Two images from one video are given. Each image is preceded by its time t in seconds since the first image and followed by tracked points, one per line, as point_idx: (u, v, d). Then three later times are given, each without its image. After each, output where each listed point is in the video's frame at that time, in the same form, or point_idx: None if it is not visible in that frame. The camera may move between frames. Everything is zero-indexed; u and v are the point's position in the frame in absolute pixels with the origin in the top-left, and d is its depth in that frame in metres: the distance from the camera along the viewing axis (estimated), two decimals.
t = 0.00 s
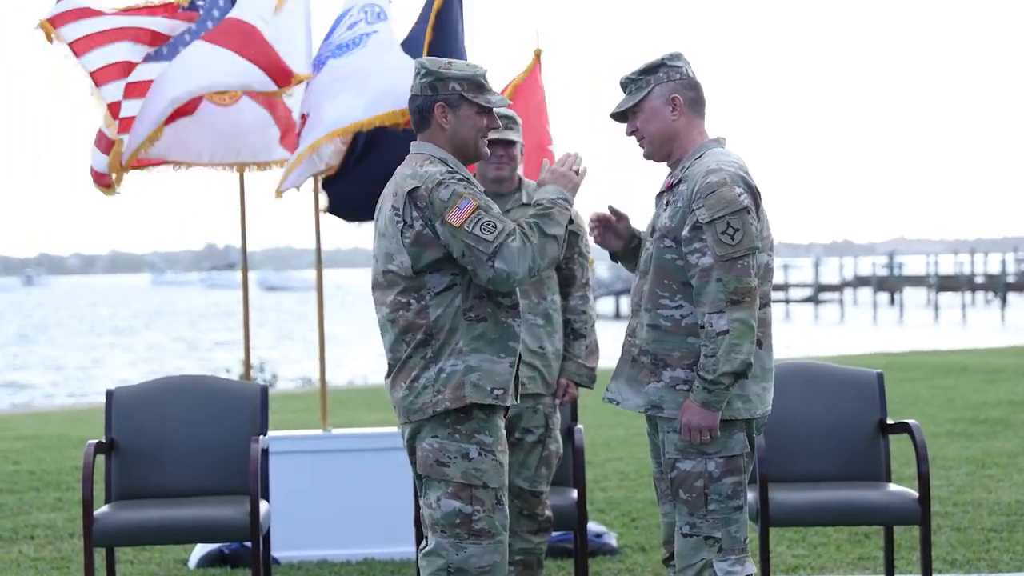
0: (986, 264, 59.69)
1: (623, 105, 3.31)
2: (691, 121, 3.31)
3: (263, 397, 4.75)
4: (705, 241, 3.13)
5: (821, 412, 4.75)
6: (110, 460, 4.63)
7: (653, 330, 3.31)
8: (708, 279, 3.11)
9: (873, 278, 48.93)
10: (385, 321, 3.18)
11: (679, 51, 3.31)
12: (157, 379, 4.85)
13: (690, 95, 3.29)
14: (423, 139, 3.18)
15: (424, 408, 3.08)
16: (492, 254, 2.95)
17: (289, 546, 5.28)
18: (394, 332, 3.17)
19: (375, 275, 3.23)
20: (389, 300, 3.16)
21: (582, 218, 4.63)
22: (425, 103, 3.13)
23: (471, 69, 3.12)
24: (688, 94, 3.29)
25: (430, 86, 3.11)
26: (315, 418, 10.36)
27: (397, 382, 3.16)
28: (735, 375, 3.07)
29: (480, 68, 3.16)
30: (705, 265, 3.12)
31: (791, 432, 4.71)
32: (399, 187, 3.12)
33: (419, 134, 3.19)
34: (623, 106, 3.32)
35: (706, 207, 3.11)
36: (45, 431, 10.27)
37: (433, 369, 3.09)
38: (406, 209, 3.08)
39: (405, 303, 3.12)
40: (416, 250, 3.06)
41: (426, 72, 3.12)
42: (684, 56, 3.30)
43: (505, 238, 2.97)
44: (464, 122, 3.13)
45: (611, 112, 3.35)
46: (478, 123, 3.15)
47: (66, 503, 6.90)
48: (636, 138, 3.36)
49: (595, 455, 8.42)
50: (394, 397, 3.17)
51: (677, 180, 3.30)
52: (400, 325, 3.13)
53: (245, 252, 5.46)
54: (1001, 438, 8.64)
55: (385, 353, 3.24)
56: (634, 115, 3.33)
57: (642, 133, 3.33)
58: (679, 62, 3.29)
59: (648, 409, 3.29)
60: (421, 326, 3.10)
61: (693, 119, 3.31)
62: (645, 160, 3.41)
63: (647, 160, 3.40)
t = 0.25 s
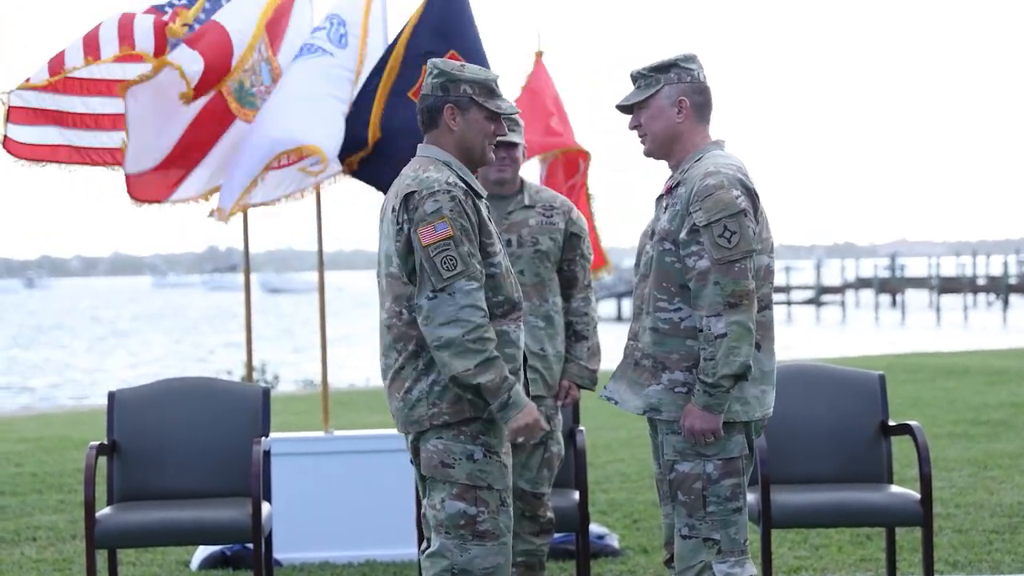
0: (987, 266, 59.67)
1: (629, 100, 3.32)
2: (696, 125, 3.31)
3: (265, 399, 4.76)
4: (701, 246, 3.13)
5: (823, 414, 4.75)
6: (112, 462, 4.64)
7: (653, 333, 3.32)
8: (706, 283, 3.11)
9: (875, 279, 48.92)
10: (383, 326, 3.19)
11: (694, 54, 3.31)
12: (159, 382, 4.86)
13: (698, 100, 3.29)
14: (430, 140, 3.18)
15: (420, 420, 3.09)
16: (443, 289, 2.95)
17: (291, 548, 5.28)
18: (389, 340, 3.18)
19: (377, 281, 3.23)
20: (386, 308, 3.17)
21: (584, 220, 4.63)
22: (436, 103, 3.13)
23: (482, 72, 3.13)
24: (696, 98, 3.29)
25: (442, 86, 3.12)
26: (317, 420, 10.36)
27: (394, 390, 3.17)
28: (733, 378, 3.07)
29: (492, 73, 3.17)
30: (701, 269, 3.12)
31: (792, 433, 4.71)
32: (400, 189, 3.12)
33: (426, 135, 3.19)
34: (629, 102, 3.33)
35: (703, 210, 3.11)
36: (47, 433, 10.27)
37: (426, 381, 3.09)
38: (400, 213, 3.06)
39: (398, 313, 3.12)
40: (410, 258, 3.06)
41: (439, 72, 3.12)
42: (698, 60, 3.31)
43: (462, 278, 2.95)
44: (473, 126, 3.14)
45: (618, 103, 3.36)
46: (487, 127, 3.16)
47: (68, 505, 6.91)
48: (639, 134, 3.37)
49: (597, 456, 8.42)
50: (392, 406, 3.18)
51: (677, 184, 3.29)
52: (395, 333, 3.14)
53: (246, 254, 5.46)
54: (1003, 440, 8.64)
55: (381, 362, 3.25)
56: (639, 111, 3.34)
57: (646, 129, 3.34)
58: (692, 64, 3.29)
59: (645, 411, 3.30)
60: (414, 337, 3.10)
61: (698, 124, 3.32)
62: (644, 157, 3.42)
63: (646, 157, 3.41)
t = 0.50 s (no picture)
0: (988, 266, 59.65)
1: (631, 99, 3.33)
2: (698, 125, 3.31)
3: (267, 401, 4.76)
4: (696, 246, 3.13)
5: (825, 414, 4.75)
6: (114, 465, 4.64)
7: (651, 333, 3.33)
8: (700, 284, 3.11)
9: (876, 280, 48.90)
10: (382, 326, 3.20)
11: (699, 54, 3.30)
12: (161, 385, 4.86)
13: (701, 100, 3.30)
14: (434, 143, 3.20)
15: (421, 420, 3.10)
16: (416, 284, 2.97)
17: (293, 551, 5.28)
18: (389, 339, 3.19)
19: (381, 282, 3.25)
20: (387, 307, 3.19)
21: (585, 221, 4.63)
22: (440, 106, 3.14)
23: (486, 76, 3.13)
24: (699, 99, 3.30)
25: (446, 90, 3.11)
26: (319, 423, 10.36)
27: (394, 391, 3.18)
28: (730, 377, 3.07)
29: (496, 75, 3.16)
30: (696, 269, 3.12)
31: (794, 434, 4.71)
32: (401, 191, 3.13)
33: (431, 138, 3.20)
34: (631, 100, 3.33)
35: (697, 211, 3.12)
36: (49, 436, 10.28)
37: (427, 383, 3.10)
38: (401, 214, 3.07)
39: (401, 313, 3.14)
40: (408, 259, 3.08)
41: (443, 76, 3.12)
42: (703, 60, 3.30)
43: (437, 278, 2.96)
44: (477, 129, 3.15)
45: (621, 102, 3.37)
46: (491, 131, 3.17)
47: (70, 508, 6.91)
48: (641, 132, 3.38)
49: (599, 458, 8.42)
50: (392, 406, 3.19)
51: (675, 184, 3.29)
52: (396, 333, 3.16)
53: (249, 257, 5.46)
54: (1004, 440, 8.64)
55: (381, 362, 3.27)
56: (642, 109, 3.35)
57: (647, 128, 3.35)
58: (696, 65, 3.29)
59: (640, 410, 3.30)
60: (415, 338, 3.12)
61: (700, 124, 3.32)
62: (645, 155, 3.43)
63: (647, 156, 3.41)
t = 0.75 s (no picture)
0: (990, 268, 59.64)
1: (632, 100, 3.34)
2: (699, 127, 3.31)
3: (268, 402, 4.76)
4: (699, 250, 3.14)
5: (825, 416, 4.75)
6: (116, 467, 4.64)
7: (653, 337, 3.33)
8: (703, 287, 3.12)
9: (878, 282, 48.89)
10: (381, 327, 3.21)
11: (701, 56, 3.31)
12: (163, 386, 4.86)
13: (702, 103, 3.30)
14: (434, 144, 3.20)
15: (418, 422, 3.10)
16: (438, 290, 2.97)
17: (295, 552, 5.28)
18: (388, 340, 3.19)
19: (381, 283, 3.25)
20: (385, 309, 3.19)
21: (586, 223, 4.64)
22: (441, 108, 3.15)
23: (487, 79, 3.14)
24: (700, 101, 3.30)
25: (448, 92, 3.12)
26: (321, 425, 10.36)
27: (392, 392, 3.18)
28: (732, 380, 3.07)
29: (498, 78, 3.17)
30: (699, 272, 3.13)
31: (795, 435, 4.71)
32: (402, 193, 3.13)
33: (432, 139, 3.21)
34: (632, 101, 3.34)
35: (698, 214, 3.12)
36: (50, 438, 10.28)
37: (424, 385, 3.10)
38: (403, 215, 3.07)
39: (398, 314, 3.14)
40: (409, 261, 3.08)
41: (445, 78, 3.13)
42: (705, 62, 3.31)
43: (457, 282, 2.97)
44: (478, 131, 3.15)
45: (622, 103, 3.37)
46: (492, 134, 3.17)
47: (71, 509, 6.91)
48: (642, 133, 3.39)
49: (601, 460, 8.42)
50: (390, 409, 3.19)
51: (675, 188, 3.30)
52: (394, 334, 3.16)
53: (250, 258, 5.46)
54: (1006, 442, 8.63)
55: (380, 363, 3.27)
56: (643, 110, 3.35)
57: (649, 130, 3.36)
58: (698, 67, 3.29)
59: (647, 413, 3.29)
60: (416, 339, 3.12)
61: (701, 127, 3.32)
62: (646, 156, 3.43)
63: (649, 158, 3.42)
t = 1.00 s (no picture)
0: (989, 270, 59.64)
1: (628, 108, 3.31)
2: (694, 135, 3.32)
3: (268, 404, 4.76)
4: (709, 256, 3.13)
5: (825, 418, 4.75)
6: (115, 469, 4.63)
7: (665, 346, 3.31)
8: (717, 292, 3.11)
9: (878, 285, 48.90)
10: (381, 329, 3.22)
11: (694, 64, 3.32)
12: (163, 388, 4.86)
13: (696, 111, 3.31)
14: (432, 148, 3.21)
15: (419, 423, 3.10)
16: (432, 289, 2.97)
17: (294, 555, 5.27)
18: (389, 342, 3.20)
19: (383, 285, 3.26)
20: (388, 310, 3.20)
21: (586, 225, 4.64)
22: (438, 114, 3.15)
23: (486, 87, 3.11)
24: (694, 110, 3.31)
25: (443, 99, 3.12)
26: (321, 427, 10.36)
27: (391, 394, 3.18)
28: (754, 384, 3.07)
29: (496, 84, 3.14)
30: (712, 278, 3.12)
31: (795, 438, 4.71)
32: (402, 194, 3.14)
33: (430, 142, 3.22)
34: (627, 109, 3.31)
35: (705, 221, 3.12)
36: (51, 440, 10.28)
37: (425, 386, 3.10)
38: (403, 216, 3.08)
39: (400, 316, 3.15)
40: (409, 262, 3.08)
41: (442, 84, 3.12)
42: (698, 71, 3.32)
43: (451, 282, 2.97)
44: (474, 138, 3.14)
45: (615, 109, 3.35)
46: (489, 141, 3.15)
47: (70, 512, 6.90)
48: (633, 139, 3.37)
49: (601, 462, 8.41)
50: (388, 411, 3.20)
51: (675, 195, 3.30)
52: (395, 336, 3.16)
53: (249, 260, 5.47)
54: (1006, 444, 8.63)
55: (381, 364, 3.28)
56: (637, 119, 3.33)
57: (641, 137, 3.34)
58: (692, 75, 3.31)
59: (671, 424, 3.25)
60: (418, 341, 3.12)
61: (694, 134, 3.33)
62: (634, 162, 3.41)
63: (638, 163, 3.40)
